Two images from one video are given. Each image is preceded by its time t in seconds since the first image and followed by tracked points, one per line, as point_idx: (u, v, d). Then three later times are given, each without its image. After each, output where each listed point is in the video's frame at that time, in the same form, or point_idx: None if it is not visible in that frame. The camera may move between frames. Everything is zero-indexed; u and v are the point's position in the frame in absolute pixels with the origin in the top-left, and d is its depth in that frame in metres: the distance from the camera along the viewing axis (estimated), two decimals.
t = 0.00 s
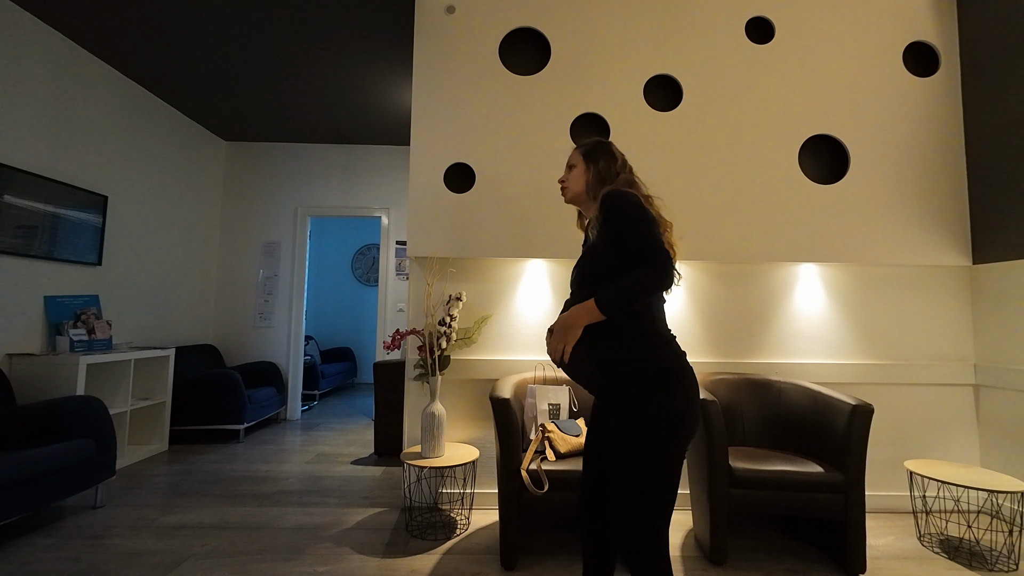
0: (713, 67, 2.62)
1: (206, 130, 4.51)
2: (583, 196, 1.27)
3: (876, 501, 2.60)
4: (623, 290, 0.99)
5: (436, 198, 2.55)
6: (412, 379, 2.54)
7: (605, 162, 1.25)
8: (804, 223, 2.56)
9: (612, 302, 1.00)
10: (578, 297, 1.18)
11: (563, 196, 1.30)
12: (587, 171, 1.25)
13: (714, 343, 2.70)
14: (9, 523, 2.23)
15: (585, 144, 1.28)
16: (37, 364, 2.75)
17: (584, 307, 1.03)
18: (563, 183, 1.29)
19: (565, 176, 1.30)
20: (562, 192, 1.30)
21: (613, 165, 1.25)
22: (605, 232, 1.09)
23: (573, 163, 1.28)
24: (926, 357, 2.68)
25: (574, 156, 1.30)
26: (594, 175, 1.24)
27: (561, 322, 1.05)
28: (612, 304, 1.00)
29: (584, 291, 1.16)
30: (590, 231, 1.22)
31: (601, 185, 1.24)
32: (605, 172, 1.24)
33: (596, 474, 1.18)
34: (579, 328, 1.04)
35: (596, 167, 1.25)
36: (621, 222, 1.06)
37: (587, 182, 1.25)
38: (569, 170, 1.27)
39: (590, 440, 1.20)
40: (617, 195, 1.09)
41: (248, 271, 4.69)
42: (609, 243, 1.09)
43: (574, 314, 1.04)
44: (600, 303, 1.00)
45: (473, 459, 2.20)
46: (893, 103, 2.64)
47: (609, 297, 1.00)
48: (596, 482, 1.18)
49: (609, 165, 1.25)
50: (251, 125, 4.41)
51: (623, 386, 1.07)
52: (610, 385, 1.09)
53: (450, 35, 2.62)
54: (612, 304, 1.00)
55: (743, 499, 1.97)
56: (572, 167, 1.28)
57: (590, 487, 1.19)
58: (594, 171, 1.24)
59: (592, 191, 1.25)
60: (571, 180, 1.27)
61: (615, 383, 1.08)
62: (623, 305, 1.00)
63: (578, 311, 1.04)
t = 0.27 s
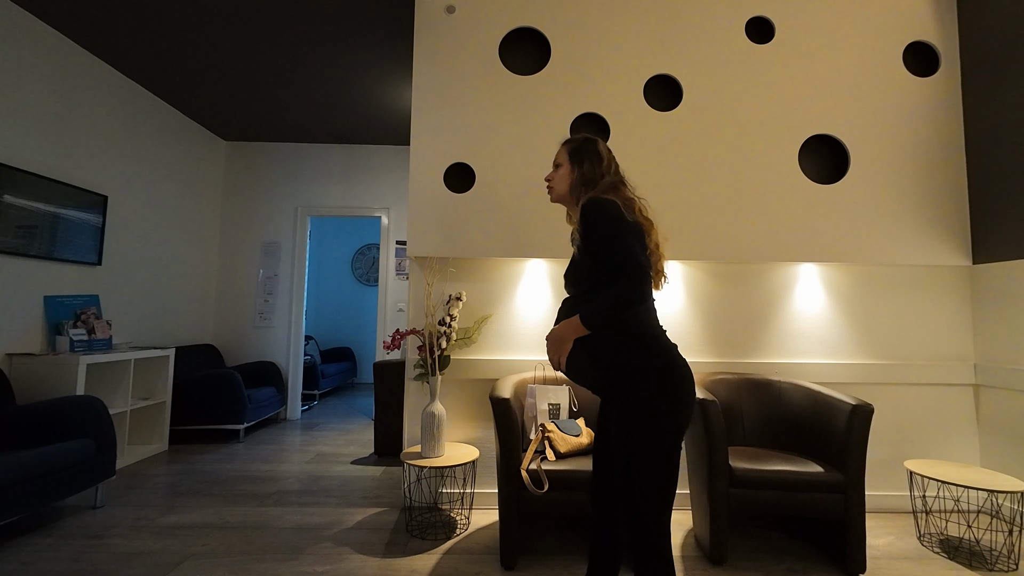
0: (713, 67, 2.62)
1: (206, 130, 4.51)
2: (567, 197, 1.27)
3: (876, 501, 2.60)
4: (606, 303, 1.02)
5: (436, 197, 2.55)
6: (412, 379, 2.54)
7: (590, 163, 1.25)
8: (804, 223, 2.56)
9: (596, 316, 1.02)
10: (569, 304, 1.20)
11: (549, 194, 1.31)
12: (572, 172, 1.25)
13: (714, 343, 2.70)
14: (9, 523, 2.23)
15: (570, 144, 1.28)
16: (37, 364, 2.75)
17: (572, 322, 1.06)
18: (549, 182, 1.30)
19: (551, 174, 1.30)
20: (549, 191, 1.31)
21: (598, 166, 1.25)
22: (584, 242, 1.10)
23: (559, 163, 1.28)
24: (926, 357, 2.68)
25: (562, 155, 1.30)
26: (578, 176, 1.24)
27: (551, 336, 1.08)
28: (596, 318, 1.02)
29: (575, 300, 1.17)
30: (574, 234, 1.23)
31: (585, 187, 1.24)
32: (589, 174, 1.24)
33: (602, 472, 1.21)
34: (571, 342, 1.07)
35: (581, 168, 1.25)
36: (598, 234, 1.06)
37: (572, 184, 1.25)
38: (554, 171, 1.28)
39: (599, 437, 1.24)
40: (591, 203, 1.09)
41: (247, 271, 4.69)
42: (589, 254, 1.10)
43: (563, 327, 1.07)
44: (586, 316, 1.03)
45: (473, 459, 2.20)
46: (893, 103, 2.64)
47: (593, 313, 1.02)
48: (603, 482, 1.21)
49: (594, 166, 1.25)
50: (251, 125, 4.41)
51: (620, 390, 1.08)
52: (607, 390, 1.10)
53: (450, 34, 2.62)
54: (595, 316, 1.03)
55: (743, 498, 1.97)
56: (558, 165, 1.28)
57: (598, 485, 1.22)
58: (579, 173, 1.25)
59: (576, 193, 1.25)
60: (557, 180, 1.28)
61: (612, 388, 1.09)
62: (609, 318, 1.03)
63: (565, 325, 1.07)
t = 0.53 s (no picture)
0: (713, 67, 2.62)
1: (206, 130, 4.51)
2: (563, 195, 1.29)
3: (876, 501, 2.60)
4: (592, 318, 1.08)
5: (436, 197, 2.55)
6: (412, 378, 2.54)
7: (587, 162, 1.25)
8: (804, 223, 2.56)
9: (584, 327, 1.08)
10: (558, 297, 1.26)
11: (546, 190, 1.31)
12: (569, 170, 1.26)
13: (714, 343, 2.69)
14: (9, 523, 2.23)
15: (569, 141, 1.28)
16: (37, 364, 2.75)
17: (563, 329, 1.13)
18: (546, 179, 1.30)
19: (549, 170, 1.31)
20: (546, 187, 1.32)
21: (595, 166, 1.25)
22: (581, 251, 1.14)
23: (557, 159, 1.29)
24: (926, 357, 2.68)
25: (560, 152, 1.30)
26: (574, 175, 1.25)
27: (544, 338, 1.16)
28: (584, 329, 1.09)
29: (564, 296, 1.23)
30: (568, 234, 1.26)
31: (581, 187, 1.25)
32: (587, 173, 1.24)
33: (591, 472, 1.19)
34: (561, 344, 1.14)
35: (578, 167, 1.25)
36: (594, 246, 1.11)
37: (568, 183, 1.26)
38: (551, 168, 1.28)
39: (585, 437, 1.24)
40: (592, 217, 1.13)
41: (247, 271, 4.69)
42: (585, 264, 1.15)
43: (554, 329, 1.14)
44: (577, 325, 1.09)
45: (473, 458, 2.20)
46: (893, 103, 2.64)
47: (581, 323, 1.08)
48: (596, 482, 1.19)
49: (591, 165, 1.25)
50: (251, 125, 4.41)
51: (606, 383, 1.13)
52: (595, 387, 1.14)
53: (450, 34, 2.62)
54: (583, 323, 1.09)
55: (743, 498, 1.97)
56: (556, 163, 1.29)
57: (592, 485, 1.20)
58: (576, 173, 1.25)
59: (572, 191, 1.26)
60: (554, 177, 1.29)
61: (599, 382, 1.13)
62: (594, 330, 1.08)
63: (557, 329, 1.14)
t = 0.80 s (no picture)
0: (713, 67, 2.62)
1: (206, 130, 4.51)
2: (573, 197, 1.25)
3: (876, 501, 2.60)
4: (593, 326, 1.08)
5: (436, 197, 2.55)
6: (412, 378, 2.54)
7: (598, 166, 1.23)
8: (804, 223, 2.56)
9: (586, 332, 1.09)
10: (552, 296, 1.25)
11: (555, 192, 1.28)
12: (581, 173, 1.23)
13: (714, 343, 2.69)
14: (9, 523, 2.23)
15: (580, 142, 1.25)
16: (37, 363, 2.75)
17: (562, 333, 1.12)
18: (556, 180, 1.27)
19: (558, 171, 1.27)
20: (555, 189, 1.28)
21: (606, 170, 1.23)
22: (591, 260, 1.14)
23: (568, 160, 1.25)
24: (926, 357, 2.68)
25: (569, 153, 1.27)
26: (586, 178, 1.23)
27: (541, 335, 1.15)
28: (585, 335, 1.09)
29: (557, 295, 1.22)
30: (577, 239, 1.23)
31: (592, 190, 1.22)
32: (598, 177, 1.23)
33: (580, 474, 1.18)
34: (557, 344, 1.14)
35: (590, 170, 1.23)
36: (608, 258, 1.11)
37: (580, 185, 1.24)
38: (561, 170, 1.25)
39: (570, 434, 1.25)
40: (609, 228, 1.14)
41: (247, 271, 4.69)
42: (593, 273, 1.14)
43: (552, 329, 1.13)
44: (579, 330, 1.09)
45: (473, 458, 2.20)
46: (893, 102, 2.63)
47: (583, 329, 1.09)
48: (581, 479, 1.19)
49: (603, 169, 1.23)
50: (251, 124, 4.41)
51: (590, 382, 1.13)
52: (582, 387, 1.14)
53: (450, 34, 2.62)
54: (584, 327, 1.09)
55: (743, 498, 1.97)
56: (566, 164, 1.26)
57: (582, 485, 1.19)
58: (587, 175, 1.23)
59: (582, 194, 1.23)
60: (564, 179, 1.25)
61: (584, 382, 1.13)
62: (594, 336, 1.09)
63: (556, 329, 1.13)
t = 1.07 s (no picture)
0: (713, 67, 2.62)
1: (206, 130, 4.51)
2: (585, 202, 1.23)
3: (876, 501, 2.60)
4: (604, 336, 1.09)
5: (436, 198, 2.55)
6: (412, 378, 2.55)
7: (613, 172, 1.22)
8: (804, 224, 2.56)
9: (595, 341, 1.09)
10: (553, 298, 1.24)
11: (567, 195, 1.25)
12: (596, 178, 1.22)
13: (714, 343, 2.70)
14: (9, 523, 2.23)
15: (593, 146, 1.24)
16: (37, 364, 2.75)
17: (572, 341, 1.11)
18: (568, 184, 1.23)
19: (570, 174, 1.24)
20: (566, 192, 1.25)
21: (620, 177, 1.23)
22: (605, 270, 1.13)
23: (581, 163, 1.23)
24: (926, 357, 2.68)
25: (581, 155, 1.25)
26: (601, 184, 1.22)
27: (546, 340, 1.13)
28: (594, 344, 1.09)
29: (560, 298, 1.20)
30: (587, 245, 1.21)
31: (607, 196, 1.21)
32: (612, 183, 1.22)
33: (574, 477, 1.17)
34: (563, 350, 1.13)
35: (604, 175, 1.22)
36: (623, 271, 1.12)
37: (594, 191, 1.22)
38: (576, 173, 1.22)
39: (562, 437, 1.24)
40: (629, 240, 1.14)
41: (247, 271, 4.69)
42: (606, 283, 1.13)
43: (559, 335, 1.12)
44: (589, 338, 1.09)
45: (473, 459, 2.20)
46: (893, 103, 2.64)
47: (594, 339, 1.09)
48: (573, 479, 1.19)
49: (617, 176, 1.22)
50: (251, 124, 4.41)
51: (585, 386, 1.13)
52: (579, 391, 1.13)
53: (450, 34, 2.62)
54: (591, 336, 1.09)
55: (743, 498, 1.97)
56: (580, 167, 1.23)
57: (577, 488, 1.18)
58: (601, 181, 1.22)
59: (596, 200, 1.22)
60: (577, 183, 1.23)
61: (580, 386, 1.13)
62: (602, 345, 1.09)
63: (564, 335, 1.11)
